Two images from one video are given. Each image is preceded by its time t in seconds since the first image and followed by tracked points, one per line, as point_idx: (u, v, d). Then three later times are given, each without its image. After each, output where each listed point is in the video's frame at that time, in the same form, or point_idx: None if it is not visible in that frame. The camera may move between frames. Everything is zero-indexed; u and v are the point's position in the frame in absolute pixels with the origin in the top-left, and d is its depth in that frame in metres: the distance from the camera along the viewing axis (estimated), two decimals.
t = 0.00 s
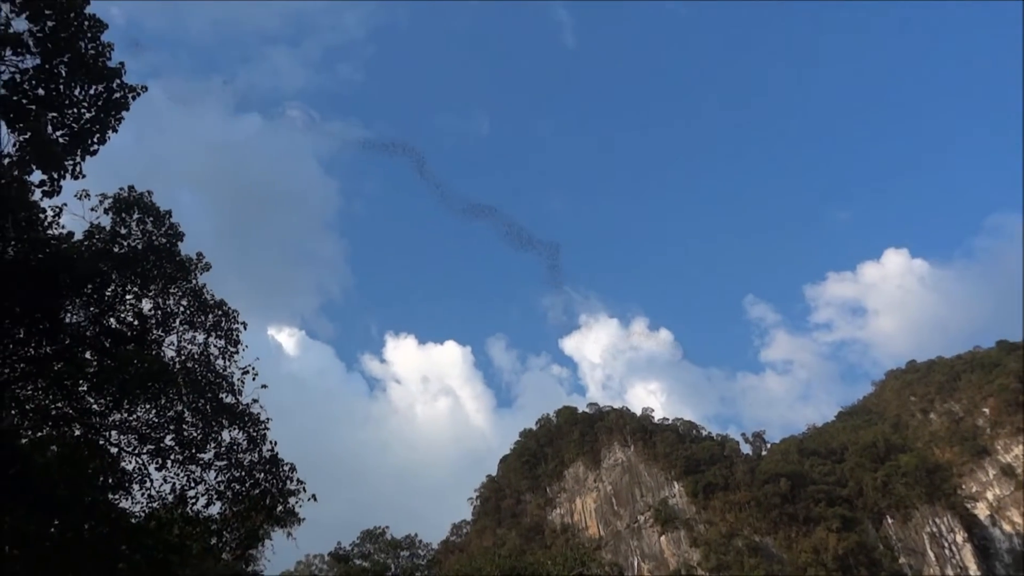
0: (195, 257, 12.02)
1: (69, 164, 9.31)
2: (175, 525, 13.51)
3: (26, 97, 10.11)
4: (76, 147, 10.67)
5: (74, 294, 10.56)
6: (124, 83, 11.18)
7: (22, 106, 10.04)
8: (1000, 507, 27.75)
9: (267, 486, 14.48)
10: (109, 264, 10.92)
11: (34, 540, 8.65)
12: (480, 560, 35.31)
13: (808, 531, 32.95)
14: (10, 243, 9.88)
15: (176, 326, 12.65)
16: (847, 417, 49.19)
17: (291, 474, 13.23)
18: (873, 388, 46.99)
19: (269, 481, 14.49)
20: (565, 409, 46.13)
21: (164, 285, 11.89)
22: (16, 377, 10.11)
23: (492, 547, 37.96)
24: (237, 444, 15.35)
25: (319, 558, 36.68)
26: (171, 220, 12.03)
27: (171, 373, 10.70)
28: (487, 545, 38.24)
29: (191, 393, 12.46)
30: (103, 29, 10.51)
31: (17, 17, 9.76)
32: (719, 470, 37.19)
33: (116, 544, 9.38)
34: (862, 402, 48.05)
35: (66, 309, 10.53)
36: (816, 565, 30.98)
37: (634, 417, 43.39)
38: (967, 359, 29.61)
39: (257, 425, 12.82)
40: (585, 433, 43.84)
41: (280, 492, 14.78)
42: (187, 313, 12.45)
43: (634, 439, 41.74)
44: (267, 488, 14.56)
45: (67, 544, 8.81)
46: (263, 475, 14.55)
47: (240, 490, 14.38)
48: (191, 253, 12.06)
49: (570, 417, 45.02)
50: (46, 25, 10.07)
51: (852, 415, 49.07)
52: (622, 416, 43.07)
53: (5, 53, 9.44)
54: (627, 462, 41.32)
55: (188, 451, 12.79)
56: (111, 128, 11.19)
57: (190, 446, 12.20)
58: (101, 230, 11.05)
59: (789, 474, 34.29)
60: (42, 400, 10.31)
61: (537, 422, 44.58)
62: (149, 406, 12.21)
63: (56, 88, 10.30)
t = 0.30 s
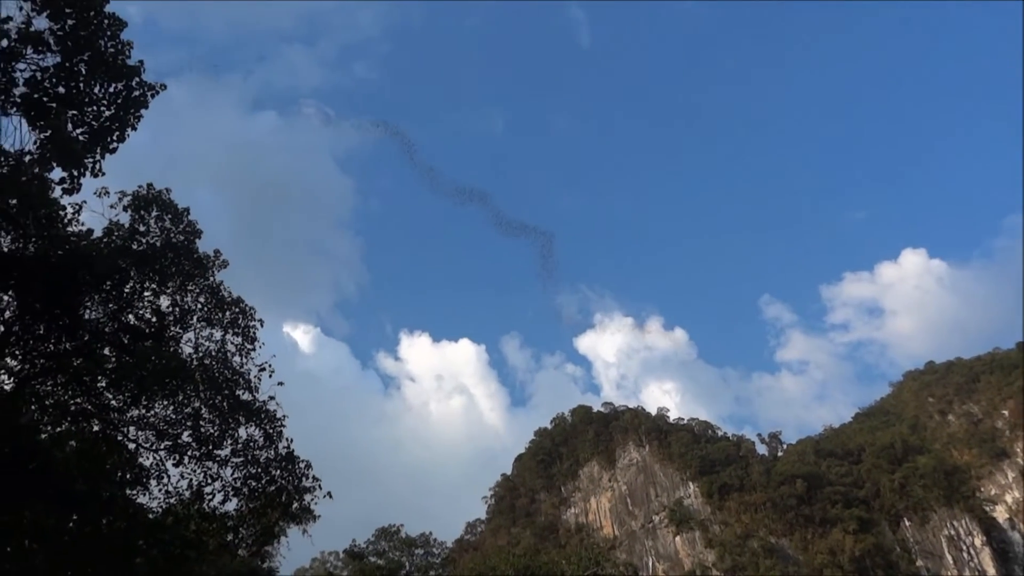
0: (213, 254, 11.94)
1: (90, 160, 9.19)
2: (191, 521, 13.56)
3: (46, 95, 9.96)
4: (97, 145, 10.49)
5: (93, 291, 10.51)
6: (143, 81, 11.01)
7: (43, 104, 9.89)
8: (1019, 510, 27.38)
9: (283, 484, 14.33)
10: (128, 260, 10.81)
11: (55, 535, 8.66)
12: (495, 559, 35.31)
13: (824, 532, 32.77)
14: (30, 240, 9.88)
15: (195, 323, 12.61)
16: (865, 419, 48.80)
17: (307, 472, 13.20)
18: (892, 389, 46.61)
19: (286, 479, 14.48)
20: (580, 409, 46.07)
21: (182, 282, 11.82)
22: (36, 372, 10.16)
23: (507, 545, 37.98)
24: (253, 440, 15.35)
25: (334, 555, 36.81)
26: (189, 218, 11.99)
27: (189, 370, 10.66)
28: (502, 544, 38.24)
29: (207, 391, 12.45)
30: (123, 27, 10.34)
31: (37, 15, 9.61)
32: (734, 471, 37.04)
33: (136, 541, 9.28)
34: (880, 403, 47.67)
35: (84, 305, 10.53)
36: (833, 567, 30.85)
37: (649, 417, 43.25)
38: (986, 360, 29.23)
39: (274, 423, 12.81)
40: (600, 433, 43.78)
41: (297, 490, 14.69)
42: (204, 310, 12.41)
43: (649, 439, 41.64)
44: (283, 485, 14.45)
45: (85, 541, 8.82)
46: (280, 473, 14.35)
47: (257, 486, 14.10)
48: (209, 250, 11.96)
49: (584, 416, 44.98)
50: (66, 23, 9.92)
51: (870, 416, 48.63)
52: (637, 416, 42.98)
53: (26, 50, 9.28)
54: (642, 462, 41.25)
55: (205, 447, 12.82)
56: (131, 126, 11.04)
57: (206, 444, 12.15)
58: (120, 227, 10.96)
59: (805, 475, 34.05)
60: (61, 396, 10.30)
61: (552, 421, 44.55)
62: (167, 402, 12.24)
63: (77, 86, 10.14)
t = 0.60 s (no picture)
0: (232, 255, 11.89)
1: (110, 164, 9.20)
2: (211, 520, 13.64)
3: (68, 98, 9.95)
4: (117, 148, 10.48)
5: (114, 292, 10.48)
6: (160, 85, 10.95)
7: (64, 107, 9.89)
8: None
9: (302, 483, 14.36)
10: (148, 262, 10.82)
11: (75, 534, 8.80)
12: (513, 559, 35.34)
13: (844, 534, 32.54)
14: (52, 242, 9.97)
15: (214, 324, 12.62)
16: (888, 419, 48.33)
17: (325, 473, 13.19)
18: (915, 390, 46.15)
19: (305, 479, 14.49)
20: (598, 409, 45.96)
21: (201, 283, 11.78)
22: (59, 372, 10.20)
23: (525, 546, 38.04)
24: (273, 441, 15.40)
25: (353, 555, 36.95)
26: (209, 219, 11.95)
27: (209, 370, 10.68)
28: (520, 544, 38.28)
29: (227, 391, 12.48)
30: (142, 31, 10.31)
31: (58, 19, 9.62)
32: (753, 471, 36.82)
33: (156, 540, 9.38)
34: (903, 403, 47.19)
35: (105, 306, 10.46)
36: (853, 569, 30.62)
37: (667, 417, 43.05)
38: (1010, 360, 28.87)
39: (292, 424, 12.81)
40: (618, 433, 43.71)
41: (315, 489, 14.70)
42: (223, 311, 12.41)
43: (667, 439, 41.49)
44: (302, 485, 14.48)
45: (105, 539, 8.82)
46: (299, 472, 14.33)
47: (275, 486, 14.11)
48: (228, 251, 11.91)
49: (603, 416, 44.89)
50: (86, 26, 9.91)
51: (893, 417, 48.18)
52: (656, 416, 42.82)
53: (47, 54, 9.29)
54: (661, 462, 41.15)
55: (225, 447, 12.86)
56: (153, 128, 11.01)
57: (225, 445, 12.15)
58: (140, 229, 10.97)
59: (826, 476, 33.75)
60: (83, 396, 10.38)
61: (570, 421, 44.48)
62: (186, 402, 12.29)
63: (97, 89, 10.13)
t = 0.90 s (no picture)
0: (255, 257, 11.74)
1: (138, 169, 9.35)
2: (233, 521, 13.75)
3: (93, 103, 9.98)
4: (141, 153, 10.55)
5: (137, 295, 10.56)
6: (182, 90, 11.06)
7: (89, 113, 9.91)
8: None
9: (322, 485, 14.41)
10: (171, 265, 10.70)
11: (101, 535, 9.00)
12: (534, 561, 35.34)
13: (867, 538, 32.24)
14: (77, 245, 10.07)
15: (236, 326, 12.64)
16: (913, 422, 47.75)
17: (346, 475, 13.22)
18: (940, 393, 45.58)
19: (325, 481, 14.51)
20: (618, 412, 45.83)
21: (224, 286, 11.65)
22: (84, 374, 10.39)
23: (545, 548, 38.06)
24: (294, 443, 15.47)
25: (373, 557, 37.05)
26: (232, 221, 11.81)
27: (231, 372, 10.71)
28: (540, 547, 38.27)
29: (249, 394, 12.52)
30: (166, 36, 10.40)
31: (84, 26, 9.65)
32: (774, 475, 36.52)
33: (179, 540, 9.51)
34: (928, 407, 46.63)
35: (129, 309, 10.56)
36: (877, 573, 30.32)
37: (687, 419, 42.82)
38: None
39: (313, 427, 12.84)
40: (638, 436, 43.61)
41: (336, 492, 14.72)
42: (246, 313, 12.42)
43: (687, 442, 41.34)
44: (322, 487, 14.55)
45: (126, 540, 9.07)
46: (319, 474, 14.37)
47: (296, 488, 14.15)
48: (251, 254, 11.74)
49: (623, 419, 44.79)
50: (112, 32, 9.99)
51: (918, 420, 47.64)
52: (676, 419, 42.65)
53: (74, 60, 9.37)
54: (681, 465, 40.98)
55: (246, 449, 12.93)
56: (175, 133, 11.02)
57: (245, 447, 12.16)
58: (163, 231, 10.89)
59: (847, 480, 33.44)
60: (107, 397, 10.48)
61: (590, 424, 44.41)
62: (208, 404, 12.37)
63: (122, 94, 10.18)
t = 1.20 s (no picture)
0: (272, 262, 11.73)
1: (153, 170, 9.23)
2: (251, 523, 13.79)
3: (112, 109, 9.98)
4: (160, 157, 10.44)
5: (157, 298, 10.50)
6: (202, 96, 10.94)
7: (108, 118, 9.93)
8: None
9: (340, 488, 14.43)
10: (190, 270, 10.75)
11: (121, 536, 9.03)
12: (550, 565, 35.37)
13: (887, 543, 30.96)
14: (98, 249, 9.94)
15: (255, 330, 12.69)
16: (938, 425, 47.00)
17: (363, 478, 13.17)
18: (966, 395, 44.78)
19: (342, 483, 14.43)
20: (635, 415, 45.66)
21: (242, 290, 11.60)
22: (104, 377, 10.36)
23: (562, 552, 38.07)
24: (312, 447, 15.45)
25: (390, 560, 37.16)
26: (252, 226, 11.74)
27: (248, 375, 10.83)
28: (556, 551, 38.25)
29: (266, 396, 12.59)
30: (184, 41, 10.33)
31: (103, 32, 9.70)
32: (792, 479, 36.13)
33: (197, 542, 9.69)
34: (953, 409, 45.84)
35: (148, 312, 10.51)
36: None
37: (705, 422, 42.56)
38: None
39: (330, 429, 12.85)
40: (654, 439, 43.45)
41: (353, 495, 14.74)
42: (264, 316, 12.45)
43: (705, 445, 41.14)
44: (339, 490, 14.51)
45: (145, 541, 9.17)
46: (336, 477, 14.41)
47: (313, 491, 14.20)
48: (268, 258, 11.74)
49: (639, 422, 44.65)
50: (131, 39, 9.90)
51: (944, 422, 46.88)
52: (693, 422, 42.44)
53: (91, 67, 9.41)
54: (698, 469, 40.80)
55: (264, 451, 12.99)
56: (194, 138, 10.89)
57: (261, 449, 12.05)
58: (182, 236, 10.93)
59: (866, 483, 32.65)
60: (127, 400, 10.61)
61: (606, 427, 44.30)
62: (226, 407, 12.45)
63: (141, 99, 10.17)
